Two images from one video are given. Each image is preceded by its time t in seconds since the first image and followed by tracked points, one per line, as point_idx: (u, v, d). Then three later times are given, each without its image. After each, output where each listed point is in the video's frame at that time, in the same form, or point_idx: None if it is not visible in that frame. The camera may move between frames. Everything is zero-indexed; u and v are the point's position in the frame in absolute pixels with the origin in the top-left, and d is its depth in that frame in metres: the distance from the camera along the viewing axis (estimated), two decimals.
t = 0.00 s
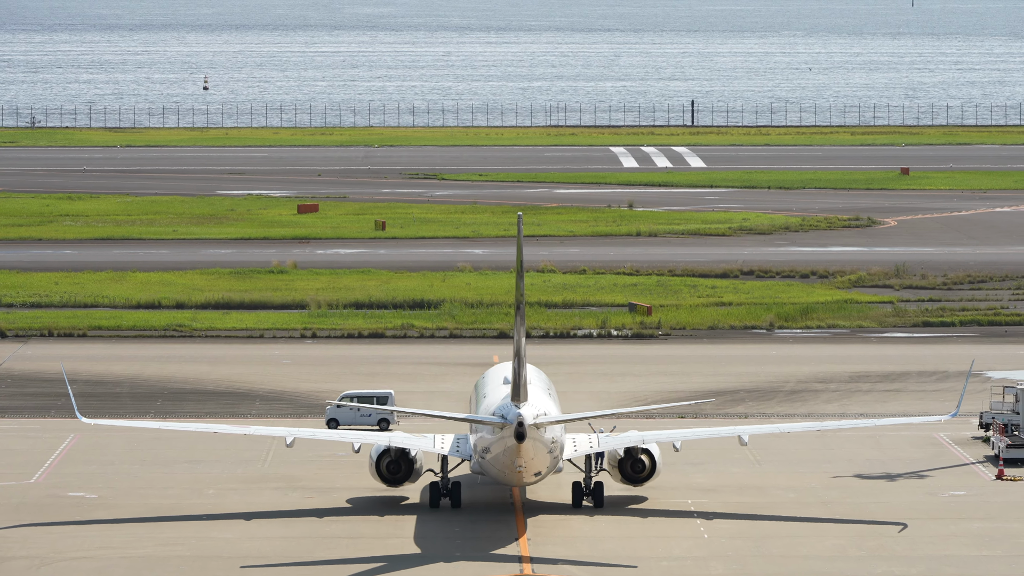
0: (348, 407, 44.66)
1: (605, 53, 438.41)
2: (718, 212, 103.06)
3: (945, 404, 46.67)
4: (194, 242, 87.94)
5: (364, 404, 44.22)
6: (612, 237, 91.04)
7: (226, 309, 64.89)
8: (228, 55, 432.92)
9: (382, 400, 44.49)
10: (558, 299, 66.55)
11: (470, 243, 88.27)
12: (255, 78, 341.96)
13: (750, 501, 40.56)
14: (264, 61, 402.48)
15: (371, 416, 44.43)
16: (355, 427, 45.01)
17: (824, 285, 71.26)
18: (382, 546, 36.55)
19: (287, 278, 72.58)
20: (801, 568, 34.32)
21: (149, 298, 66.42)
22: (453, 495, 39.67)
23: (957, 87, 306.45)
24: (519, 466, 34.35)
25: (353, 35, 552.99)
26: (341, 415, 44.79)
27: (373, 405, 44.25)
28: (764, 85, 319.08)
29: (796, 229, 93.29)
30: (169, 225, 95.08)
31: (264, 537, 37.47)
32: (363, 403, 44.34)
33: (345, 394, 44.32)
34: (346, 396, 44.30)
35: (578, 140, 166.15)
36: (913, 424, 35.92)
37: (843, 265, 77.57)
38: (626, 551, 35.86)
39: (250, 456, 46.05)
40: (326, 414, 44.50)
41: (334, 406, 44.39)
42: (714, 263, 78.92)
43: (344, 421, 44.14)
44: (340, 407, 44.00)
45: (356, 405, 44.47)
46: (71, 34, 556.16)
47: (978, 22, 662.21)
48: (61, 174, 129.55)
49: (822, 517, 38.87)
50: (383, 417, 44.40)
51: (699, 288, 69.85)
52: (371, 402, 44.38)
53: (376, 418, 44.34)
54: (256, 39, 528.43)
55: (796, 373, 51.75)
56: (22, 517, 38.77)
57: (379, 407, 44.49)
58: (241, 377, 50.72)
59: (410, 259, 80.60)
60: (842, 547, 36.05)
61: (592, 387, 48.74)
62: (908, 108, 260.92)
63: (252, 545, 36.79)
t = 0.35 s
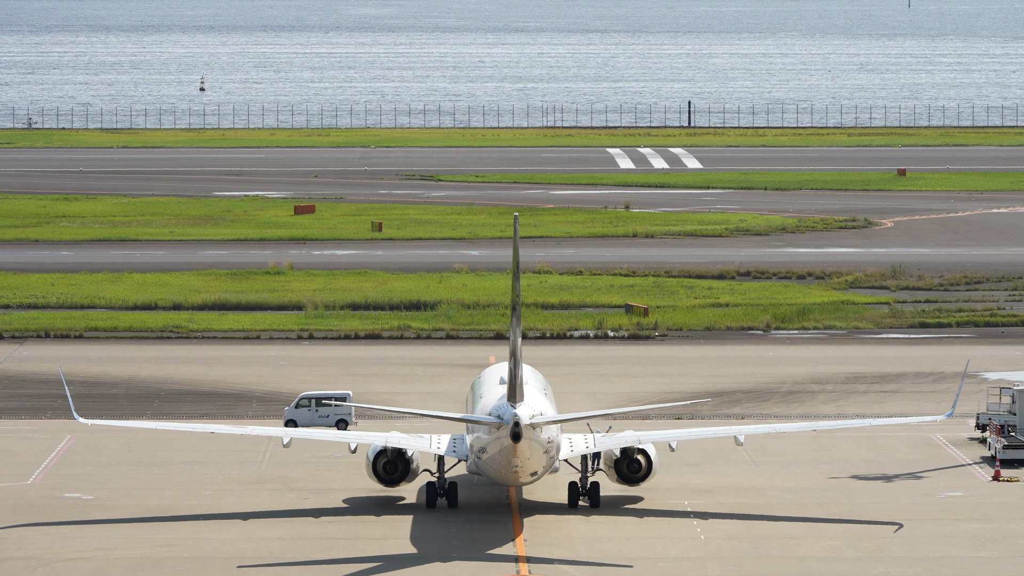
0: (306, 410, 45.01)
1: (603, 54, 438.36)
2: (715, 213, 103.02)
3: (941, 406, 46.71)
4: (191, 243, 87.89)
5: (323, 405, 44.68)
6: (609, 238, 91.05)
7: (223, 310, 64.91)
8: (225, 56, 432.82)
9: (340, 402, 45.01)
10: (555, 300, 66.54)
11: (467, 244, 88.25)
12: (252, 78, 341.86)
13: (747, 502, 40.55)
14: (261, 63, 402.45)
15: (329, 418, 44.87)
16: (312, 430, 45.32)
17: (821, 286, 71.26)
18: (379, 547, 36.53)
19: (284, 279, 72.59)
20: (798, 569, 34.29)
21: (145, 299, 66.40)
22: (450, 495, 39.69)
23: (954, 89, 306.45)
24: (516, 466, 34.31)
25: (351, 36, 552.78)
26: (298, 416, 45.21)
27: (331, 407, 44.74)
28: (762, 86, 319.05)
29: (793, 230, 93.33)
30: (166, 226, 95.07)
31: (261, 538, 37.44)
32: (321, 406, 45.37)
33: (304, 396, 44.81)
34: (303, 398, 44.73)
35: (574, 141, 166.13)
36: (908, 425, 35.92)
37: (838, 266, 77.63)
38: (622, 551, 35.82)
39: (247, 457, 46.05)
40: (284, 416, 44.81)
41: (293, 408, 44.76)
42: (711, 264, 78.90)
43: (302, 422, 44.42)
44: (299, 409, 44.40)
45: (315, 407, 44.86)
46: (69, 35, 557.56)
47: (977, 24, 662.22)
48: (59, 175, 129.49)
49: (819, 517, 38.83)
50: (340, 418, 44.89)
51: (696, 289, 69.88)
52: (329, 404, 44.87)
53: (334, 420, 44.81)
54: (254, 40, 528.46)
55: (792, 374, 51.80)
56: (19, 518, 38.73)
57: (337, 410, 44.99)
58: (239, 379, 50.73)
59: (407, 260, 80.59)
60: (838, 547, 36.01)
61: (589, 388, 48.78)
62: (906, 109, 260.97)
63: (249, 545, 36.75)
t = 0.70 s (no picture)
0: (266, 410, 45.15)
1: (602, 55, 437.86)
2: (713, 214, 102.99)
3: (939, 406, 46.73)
4: (188, 244, 87.79)
5: (282, 406, 44.83)
6: (606, 238, 91.04)
7: (220, 311, 64.89)
8: (223, 57, 432.75)
9: (300, 402, 45.13)
10: (553, 301, 66.50)
11: (464, 245, 88.21)
12: (249, 79, 341.72)
13: (744, 502, 40.50)
14: (260, 64, 402.57)
15: (288, 419, 45.00)
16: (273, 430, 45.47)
17: (818, 286, 71.26)
18: (376, 547, 36.50)
19: (281, 280, 72.57)
20: (795, 569, 34.23)
21: (143, 300, 66.40)
22: (447, 495, 39.69)
23: (952, 89, 306.61)
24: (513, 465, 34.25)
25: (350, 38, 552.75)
26: (257, 416, 45.15)
27: (290, 407, 44.89)
28: (760, 86, 319.06)
29: (790, 230, 93.31)
30: (163, 227, 95.12)
31: (257, 538, 37.38)
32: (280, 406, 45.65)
33: (263, 396, 44.94)
34: (263, 398, 44.88)
35: (572, 142, 166.11)
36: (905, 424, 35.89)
37: (835, 267, 77.63)
38: (619, 551, 35.76)
39: (244, 457, 46.02)
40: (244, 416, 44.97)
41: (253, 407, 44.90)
42: (707, 264, 78.89)
43: (261, 422, 44.61)
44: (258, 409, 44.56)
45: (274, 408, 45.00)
46: (66, 36, 555.50)
47: (976, 24, 662.25)
48: (57, 176, 129.43)
49: (817, 517, 38.79)
50: (300, 419, 45.00)
51: (693, 289, 69.89)
52: (289, 404, 45.02)
53: (293, 420, 44.94)
54: (253, 40, 528.43)
55: (790, 374, 51.78)
56: (16, 519, 38.69)
57: (297, 410, 45.11)
58: (237, 379, 50.73)
59: (404, 260, 80.62)
60: (836, 547, 35.96)
61: (586, 388, 48.78)
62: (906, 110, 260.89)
63: (246, 546, 36.71)
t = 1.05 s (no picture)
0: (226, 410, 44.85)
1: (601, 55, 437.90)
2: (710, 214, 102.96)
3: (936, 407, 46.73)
4: (186, 245, 87.76)
5: (243, 407, 44.52)
6: (604, 239, 91.02)
7: (218, 311, 64.88)
8: (221, 57, 432.25)
9: (261, 403, 44.81)
10: (550, 302, 66.49)
11: (461, 246, 88.17)
12: (248, 80, 341.72)
13: (742, 503, 40.48)
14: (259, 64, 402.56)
15: (248, 419, 44.73)
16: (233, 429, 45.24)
17: (816, 287, 71.28)
18: (373, 547, 36.45)
19: (278, 280, 72.57)
20: (793, 570, 34.20)
21: (141, 300, 66.41)
22: (444, 495, 39.68)
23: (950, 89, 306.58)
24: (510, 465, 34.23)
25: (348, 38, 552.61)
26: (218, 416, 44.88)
27: (251, 408, 44.61)
28: (757, 87, 318.86)
29: (788, 231, 93.31)
30: (161, 228, 95.17)
31: (255, 539, 37.34)
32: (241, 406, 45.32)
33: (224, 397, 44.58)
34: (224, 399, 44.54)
35: (571, 142, 166.12)
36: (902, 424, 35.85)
37: (832, 268, 77.64)
38: (617, 552, 35.73)
39: (242, 457, 46.00)
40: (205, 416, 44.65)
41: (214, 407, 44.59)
42: (705, 265, 78.88)
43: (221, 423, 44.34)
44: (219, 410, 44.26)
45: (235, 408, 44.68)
46: (64, 36, 555.39)
47: (975, 24, 662.35)
48: (55, 176, 129.38)
49: (815, 518, 38.75)
50: (261, 419, 44.74)
51: (691, 290, 69.90)
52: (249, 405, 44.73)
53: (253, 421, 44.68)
54: (251, 41, 528.45)
55: (788, 375, 51.79)
56: (14, 520, 38.67)
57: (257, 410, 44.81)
58: (235, 380, 50.73)
59: (402, 261, 80.62)
60: (833, 548, 35.93)
61: (584, 389, 48.80)
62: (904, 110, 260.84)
63: (244, 546, 36.69)
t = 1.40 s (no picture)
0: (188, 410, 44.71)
1: (600, 56, 438.23)
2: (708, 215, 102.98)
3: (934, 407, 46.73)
4: (184, 245, 87.78)
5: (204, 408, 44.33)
6: (602, 240, 91.03)
7: (216, 312, 64.87)
8: (220, 57, 432.08)
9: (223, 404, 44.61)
10: (548, 302, 66.50)
11: (459, 246, 88.15)
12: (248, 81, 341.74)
13: (741, 503, 40.46)
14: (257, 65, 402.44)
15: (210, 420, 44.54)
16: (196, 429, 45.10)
17: (814, 287, 71.31)
18: (371, 548, 36.39)
19: (277, 281, 72.56)
20: (791, 570, 34.18)
21: (139, 300, 66.41)
22: (442, 495, 39.59)
23: (948, 90, 306.71)
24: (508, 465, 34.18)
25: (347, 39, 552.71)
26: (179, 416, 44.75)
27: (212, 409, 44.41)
28: (756, 88, 318.76)
29: (786, 232, 93.29)
30: (159, 228, 95.16)
31: (252, 539, 37.28)
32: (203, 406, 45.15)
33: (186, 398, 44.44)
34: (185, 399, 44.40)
35: (569, 143, 166.21)
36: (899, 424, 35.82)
37: (830, 268, 77.62)
38: (615, 552, 35.69)
39: (240, 458, 45.97)
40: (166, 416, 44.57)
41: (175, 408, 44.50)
42: (702, 266, 78.87)
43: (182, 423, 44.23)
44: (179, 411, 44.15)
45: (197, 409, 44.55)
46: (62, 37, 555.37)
47: (974, 25, 662.89)
48: (54, 177, 129.31)
49: (814, 518, 38.73)
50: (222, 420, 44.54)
51: (689, 290, 69.93)
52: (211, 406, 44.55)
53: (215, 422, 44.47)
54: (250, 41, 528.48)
55: (786, 375, 51.78)
56: (12, 520, 38.62)
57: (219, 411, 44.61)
58: (233, 380, 50.71)
59: (400, 261, 80.62)
60: (832, 549, 35.91)
61: (583, 389, 48.79)
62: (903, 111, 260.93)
63: (242, 547, 36.65)
